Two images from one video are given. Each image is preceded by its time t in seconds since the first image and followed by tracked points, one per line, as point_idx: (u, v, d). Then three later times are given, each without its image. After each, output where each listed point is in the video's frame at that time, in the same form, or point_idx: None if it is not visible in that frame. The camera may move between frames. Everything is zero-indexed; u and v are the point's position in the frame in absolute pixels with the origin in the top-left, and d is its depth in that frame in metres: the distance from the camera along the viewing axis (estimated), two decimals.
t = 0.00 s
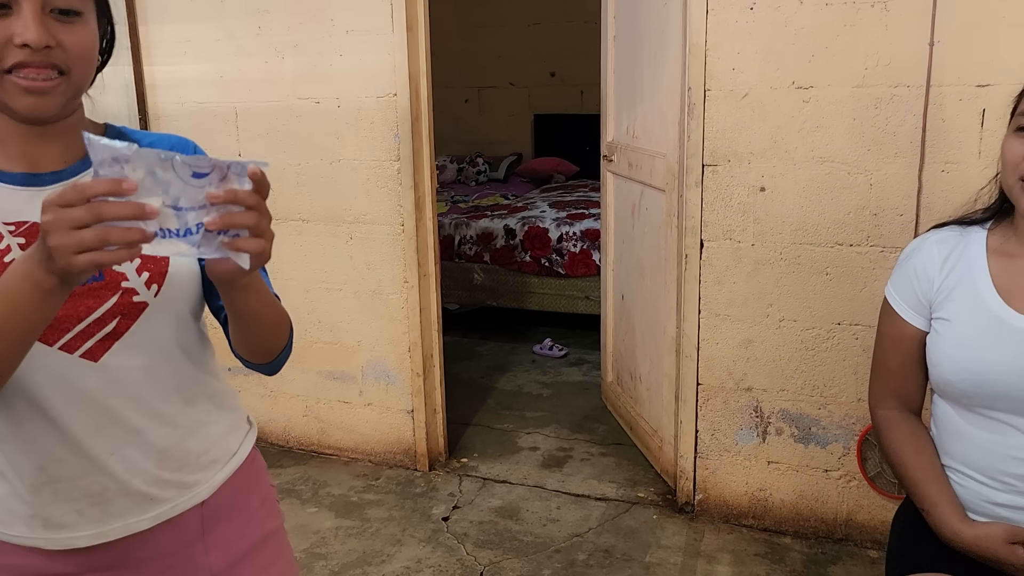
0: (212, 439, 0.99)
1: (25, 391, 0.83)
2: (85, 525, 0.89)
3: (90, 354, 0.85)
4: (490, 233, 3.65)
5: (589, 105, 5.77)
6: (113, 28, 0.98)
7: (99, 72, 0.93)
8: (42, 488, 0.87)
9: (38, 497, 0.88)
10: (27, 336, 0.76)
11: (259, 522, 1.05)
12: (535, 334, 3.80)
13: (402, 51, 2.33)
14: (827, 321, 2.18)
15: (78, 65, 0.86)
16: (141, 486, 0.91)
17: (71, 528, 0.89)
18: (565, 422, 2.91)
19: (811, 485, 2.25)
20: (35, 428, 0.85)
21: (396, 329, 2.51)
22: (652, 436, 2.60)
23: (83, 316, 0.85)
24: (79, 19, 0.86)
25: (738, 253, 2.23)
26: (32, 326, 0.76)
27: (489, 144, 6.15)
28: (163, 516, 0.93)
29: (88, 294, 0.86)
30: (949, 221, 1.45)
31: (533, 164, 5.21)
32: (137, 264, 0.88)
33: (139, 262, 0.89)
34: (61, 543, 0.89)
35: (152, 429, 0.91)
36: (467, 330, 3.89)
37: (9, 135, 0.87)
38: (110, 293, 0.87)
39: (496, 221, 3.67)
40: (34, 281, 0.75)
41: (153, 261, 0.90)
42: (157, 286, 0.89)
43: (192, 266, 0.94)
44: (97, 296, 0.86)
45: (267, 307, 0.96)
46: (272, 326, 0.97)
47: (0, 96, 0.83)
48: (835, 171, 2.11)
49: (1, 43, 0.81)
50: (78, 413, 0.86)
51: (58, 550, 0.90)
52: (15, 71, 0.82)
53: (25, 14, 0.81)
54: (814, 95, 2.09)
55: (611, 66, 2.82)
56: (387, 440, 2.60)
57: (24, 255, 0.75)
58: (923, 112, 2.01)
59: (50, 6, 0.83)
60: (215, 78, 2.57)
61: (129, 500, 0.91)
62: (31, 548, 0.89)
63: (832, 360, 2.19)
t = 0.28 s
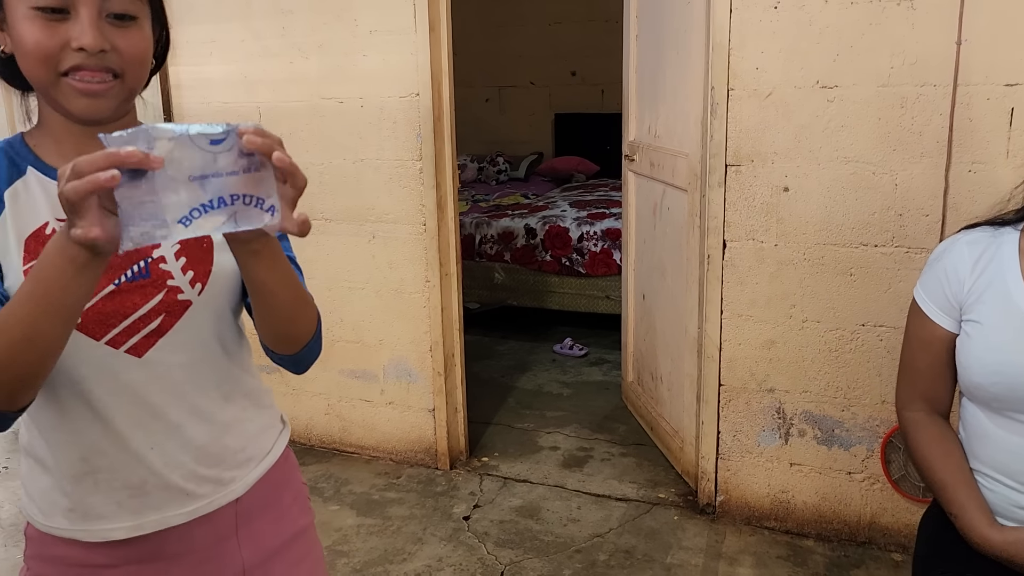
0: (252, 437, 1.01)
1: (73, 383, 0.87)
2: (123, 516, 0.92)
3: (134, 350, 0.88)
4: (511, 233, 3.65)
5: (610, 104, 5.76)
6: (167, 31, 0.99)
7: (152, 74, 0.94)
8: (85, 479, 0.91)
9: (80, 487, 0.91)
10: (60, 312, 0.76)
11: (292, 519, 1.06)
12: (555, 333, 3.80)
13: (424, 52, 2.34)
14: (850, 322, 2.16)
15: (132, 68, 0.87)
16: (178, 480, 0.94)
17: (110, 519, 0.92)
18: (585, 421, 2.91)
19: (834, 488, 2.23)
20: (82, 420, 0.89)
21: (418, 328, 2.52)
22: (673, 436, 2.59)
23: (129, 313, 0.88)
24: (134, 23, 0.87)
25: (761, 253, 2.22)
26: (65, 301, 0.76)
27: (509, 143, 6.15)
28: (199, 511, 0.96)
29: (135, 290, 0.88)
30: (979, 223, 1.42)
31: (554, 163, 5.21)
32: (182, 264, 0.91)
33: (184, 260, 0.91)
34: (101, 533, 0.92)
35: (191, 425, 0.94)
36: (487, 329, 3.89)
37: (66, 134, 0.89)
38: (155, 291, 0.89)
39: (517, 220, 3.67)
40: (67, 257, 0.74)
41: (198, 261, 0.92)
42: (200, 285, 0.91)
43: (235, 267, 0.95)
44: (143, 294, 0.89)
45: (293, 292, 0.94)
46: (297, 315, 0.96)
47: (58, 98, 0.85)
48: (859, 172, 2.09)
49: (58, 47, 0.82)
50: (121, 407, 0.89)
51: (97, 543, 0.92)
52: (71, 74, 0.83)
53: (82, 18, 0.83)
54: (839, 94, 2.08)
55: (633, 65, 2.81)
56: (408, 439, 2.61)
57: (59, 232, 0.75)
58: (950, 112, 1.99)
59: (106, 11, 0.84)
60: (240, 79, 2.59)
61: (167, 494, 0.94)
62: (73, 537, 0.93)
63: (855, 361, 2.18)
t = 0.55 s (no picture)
0: (282, 442, 1.01)
1: (110, 381, 0.89)
2: (153, 517, 0.93)
3: (171, 352, 0.90)
4: (531, 234, 3.65)
5: (631, 105, 5.74)
6: (207, 35, 1.00)
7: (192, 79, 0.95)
8: (117, 478, 0.92)
9: (111, 487, 0.92)
10: (89, 292, 0.76)
11: (318, 523, 1.06)
12: (576, 335, 3.79)
13: (445, 53, 2.34)
14: (875, 325, 2.14)
15: (174, 70, 0.87)
16: (208, 483, 0.94)
17: (140, 519, 0.93)
18: (606, 424, 2.89)
19: (859, 492, 2.21)
20: (117, 419, 0.90)
21: (439, 330, 2.52)
22: (695, 439, 2.57)
23: (167, 315, 0.89)
24: (175, 24, 0.87)
25: (785, 255, 2.20)
26: (92, 281, 0.76)
27: (529, 144, 6.14)
28: (227, 514, 0.96)
29: (173, 292, 0.91)
30: (1013, 222, 1.38)
31: (574, 165, 5.20)
32: (219, 266, 0.92)
33: (221, 264, 0.93)
34: (130, 532, 0.92)
35: (222, 428, 0.94)
36: (507, 331, 3.89)
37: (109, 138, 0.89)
38: (193, 293, 0.91)
39: (538, 221, 3.66)
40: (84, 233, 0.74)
41: (236, 264, 0.94)
42: (237, 288, 0.93)
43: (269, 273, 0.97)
44: (181, 295, 0.91)
45: (319, 280, 0.93)
46: (321, 308, 0.94)
47: (100, 102, 0.85)
48: (885, 173, 2.07)
49: (101, 50, 0.83)
50: (155, 406, 0.90)
51: (128, 542, 0.93)
52: (114, 76, 0.84)
53: (123, 20, 0.83)
54: (864, 95, 2.05)
55: (654, 67, 2.80)
56: (429, 441, 2.61)
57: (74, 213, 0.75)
58: (978, 112, 1.96)
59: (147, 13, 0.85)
60: (262, 81, 2.60)
61: (196, 495, 0.94)
62: (103, 537, 0.93)
63: (881, 364, 2.15)
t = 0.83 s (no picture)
0: (317, 449, 1.01)
1: (148, 384, 0.90)
2: (187, 521, 0.93)
3: (209, 356, 0.91)
4: (554, 236, 3.64)
5: (654, 105, 5.71)
6: (249, 40, 1.00)
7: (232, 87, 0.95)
8: (152, 482, 0.92)
9: (146, 490, 0.92)
10: (129, 279, 0.77)
11: (350, 530, 1.06)
12: (599, 337, 3.77)
13: (469, 55, 2.33)
14: (906, 330, 2.10)
15: (214, 77, 0.88)
16: (242, 488, 0.94)
17: (174, 523, 0.93)
18: (630, 427, 2.88)
19: (889, 499, 2.18)
20: (154, 423, 0.91)
21: (462, 332, 2.52)
22: (720, 444, 2.55)
23: (205, 319, 0.90)
24: (215, 30, 0.89)
25: (813, 258, 2.17)
26: (130, 266, 0.77)
27: (551, 146, 6.12)
28: (260, 520, 0.95)
29: (212, 297, 0.91)
30: None
31: (597, 166, 5.18)
32: (256, 271, 0.93)
33: (259, 268, 0.94)
34: (164, 537, 0.92)
35: (257, 433, 0.94)
36: (529, 333, 3.88)
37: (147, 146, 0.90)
38: (232, 297, 0.92)
39: (560, 223, 3.65)
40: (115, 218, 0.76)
41: (273, 269, 0.94)
42: (274, 293, 0.94)
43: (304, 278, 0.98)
44: (220, 300, 0.91)
45: (342, 266, 0.91)
46: (344, 298, 0.93)
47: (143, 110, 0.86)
48: (916, 175, 2.03)
49: (143, 57, 0.85)
50: (190, 409, 0.91)
51: (163, 548, 0.93)
52: (156, 83, 0.85)
53: (165, 28, 0.84)
54: (895, 95, 2.02)
55: (678, 68, 2.78)
56: (453, 444, 2.61)
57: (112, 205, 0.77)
58: (1013, 113, 1.92)
59: (188, 20, 0.87)
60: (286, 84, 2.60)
61: (230, 501, 0.94)
62: (138, 542, 0.93)
63: (911, 369, 2.12)
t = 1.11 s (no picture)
0: (355, 450, 1.00)
1: (189, 380, 0.89)
2: (225, 519, 0.92)
3: (249, 355, 0.90)
4: (578, 236, 3.62)
5: (678, 105, 5.68)
6: (292, 38, 0.98)
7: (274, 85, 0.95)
8: (191, 479, 0.91)
9: (185, 487, 0.92)
10: (172, 266, 0.76)
11: (387, 534, 1.04)
12: (623, 338, 3.75)
13: (495, 55, 2.32)
14: (941, 331, 2.07)
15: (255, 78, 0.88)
16: (280, 488, 0.93)
17: (212, 521, 0.92)
18: (657, 429, 2.85)
19: (924, 502, 2.14)
20: (195, 420, 0.90)
21: (489, 333, 2.51)
22: (750, 446, 2.52)
23: (246, 317, 0.89)
24: (260, 32, 0.89)
25: (846, 258, 2.14)
26: (174, 253, 0.75)
27: (574, 146, 6.11)
28: (297, 521, 0.94)
29: (253, 295, 0.90)
30: None
31: (620, 166, 5.16)
32: (298, 269, 0.92)
33: (300, 267, 0.93)
34: (202, 534, 0.92)
35: (296, 432, 0.93)
36: (553, 334, 3.87)
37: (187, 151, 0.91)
38: (273, 296, 0.91)
39: (584, 223, 3.64)
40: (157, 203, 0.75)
41: (314, 268, 0.93)
42: (314, 291, 0.93)
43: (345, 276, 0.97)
44: (261, 298, 0.90)
45: (385, 254, 0.90)
46: (385, 287, 0.91)
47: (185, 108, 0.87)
48: (951, 173, 2.00)
49: (187, 58, 0.85)
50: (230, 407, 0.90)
51: (203, 549, 0.92)
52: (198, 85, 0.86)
53: (211, 29, 0.85)
54: (929, 93, 1.99)
55: (706, 66, 2.76)
56: (478, 445, 2.60)
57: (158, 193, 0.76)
58: None
59: (233, 22, 0.87)
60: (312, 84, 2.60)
61: (268, 500, 0.93)
62: (176, 538, 0.93)
63: (947, 371, 2.08)
